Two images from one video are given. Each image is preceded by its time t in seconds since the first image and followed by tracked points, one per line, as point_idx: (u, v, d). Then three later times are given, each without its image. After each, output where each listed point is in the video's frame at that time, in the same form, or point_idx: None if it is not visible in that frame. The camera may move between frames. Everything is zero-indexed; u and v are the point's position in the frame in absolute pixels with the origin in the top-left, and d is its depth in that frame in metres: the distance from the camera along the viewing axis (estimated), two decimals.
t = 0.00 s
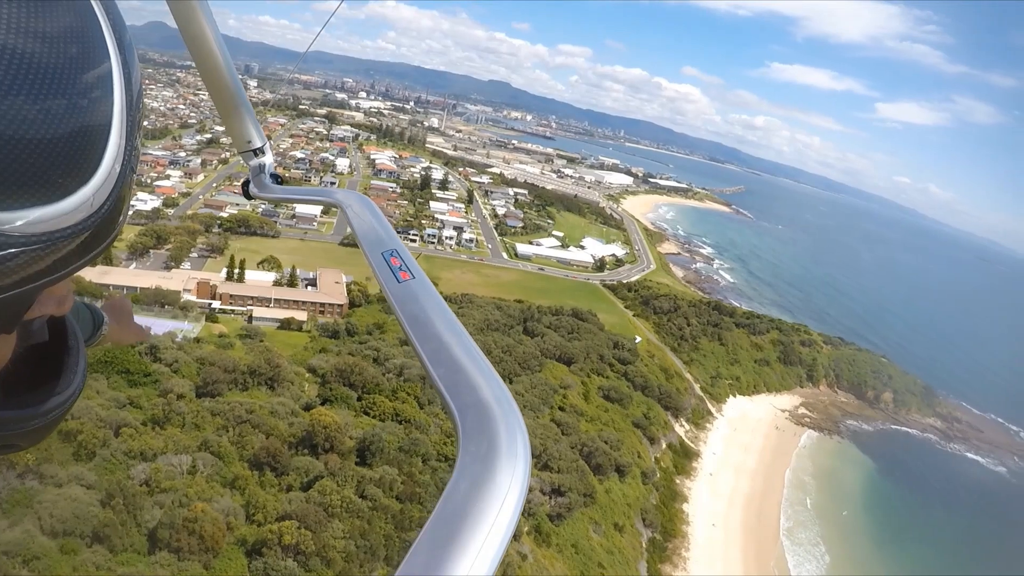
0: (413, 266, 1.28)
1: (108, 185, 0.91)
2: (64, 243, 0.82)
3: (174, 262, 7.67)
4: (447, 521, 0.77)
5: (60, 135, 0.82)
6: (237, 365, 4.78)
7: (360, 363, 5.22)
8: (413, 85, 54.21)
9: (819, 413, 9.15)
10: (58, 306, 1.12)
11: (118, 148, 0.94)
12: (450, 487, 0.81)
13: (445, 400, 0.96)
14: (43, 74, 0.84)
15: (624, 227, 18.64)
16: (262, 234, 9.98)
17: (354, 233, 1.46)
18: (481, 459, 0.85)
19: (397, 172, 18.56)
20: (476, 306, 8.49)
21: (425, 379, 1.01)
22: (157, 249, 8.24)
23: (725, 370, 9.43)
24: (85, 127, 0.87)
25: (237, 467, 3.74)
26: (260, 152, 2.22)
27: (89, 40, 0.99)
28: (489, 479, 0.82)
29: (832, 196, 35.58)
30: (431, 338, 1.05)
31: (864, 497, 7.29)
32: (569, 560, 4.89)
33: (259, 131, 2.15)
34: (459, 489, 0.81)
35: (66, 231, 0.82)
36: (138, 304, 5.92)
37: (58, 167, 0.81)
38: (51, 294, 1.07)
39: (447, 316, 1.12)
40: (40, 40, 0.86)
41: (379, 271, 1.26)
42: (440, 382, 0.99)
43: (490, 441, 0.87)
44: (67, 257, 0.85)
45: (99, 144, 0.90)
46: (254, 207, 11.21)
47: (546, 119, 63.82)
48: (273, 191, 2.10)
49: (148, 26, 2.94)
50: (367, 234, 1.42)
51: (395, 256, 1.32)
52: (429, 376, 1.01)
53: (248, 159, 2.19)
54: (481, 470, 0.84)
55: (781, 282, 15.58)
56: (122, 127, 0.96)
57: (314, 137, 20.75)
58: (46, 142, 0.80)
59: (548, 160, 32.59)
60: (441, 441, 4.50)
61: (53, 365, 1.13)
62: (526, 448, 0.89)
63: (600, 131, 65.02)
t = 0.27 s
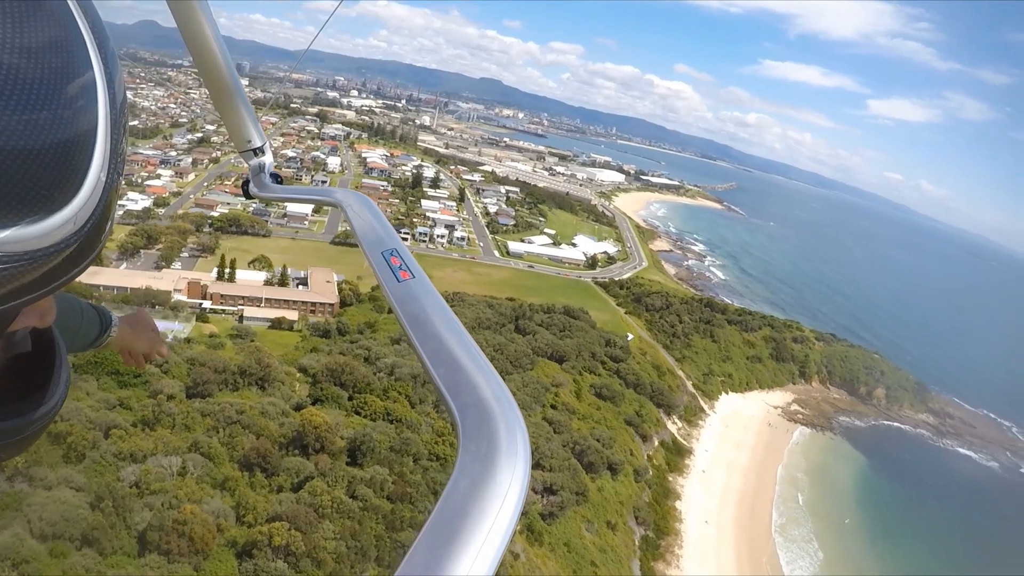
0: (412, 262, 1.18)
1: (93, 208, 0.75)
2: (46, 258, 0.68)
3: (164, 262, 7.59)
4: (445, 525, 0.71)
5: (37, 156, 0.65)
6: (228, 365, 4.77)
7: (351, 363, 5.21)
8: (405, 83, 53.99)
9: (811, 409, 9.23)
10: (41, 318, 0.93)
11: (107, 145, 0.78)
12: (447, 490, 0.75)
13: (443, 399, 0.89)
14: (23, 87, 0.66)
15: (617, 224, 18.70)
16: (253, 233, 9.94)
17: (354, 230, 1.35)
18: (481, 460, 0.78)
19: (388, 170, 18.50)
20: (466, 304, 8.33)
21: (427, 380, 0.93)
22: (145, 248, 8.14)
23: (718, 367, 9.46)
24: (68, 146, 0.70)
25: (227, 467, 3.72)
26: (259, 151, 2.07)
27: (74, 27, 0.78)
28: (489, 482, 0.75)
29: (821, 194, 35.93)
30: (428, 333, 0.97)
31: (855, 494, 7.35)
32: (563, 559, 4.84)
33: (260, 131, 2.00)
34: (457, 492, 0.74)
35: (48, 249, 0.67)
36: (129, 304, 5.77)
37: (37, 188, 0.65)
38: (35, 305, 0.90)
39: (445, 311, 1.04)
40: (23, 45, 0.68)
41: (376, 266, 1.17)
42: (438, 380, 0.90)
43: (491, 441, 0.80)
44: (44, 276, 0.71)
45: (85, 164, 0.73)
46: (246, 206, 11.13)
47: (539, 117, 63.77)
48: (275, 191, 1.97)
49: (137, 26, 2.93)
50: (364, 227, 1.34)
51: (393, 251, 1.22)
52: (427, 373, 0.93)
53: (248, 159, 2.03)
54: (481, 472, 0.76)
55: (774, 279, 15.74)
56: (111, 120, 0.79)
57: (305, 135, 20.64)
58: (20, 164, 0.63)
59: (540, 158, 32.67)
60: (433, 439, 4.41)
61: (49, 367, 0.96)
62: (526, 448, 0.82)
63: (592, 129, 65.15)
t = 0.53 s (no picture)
0: (412, 263, 1.14)
1: (106, 189, 0.65)
2: (60, 238, 0.60)
3: (154, 264, 7.48)
4: (444, 528, 0.67)
5: (49, 134, 0.58)
6: (217, 366, 4.58)
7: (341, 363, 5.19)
8: (396, 82, 53.76)
9: (803, 406, 9.21)
10: (50, 305, 0.81)
11: (118, 128, 0.70)
12: (445, 492, 0.70)
13: (441, 399, 0.85)
14: (30, 72, 0.60)
15: (608, 223, 18.75)
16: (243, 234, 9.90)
17: (355, 232, 1.32)
18: (481, 460, 0.74)
19: (379, 169, 18.42)
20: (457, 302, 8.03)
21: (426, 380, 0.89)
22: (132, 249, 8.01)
23: (709, 365, 9.45)
24: (80, 129, 0.62)
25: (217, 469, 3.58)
26: (260, 151, 1.91)
27: (85, 27, 0.74)
28: (488, 483, 0.70)
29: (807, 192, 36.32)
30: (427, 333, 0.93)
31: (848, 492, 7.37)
32: (554, 558, 4.77)
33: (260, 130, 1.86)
34: (456, 493, 0.70)
35: (64, 225, 0.59)
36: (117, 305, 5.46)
37: (48, 167, 0.57)
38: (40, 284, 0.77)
39: (445, 312, 1.00)
40: (28, 31, 0.62)
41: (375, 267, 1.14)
42: (437, 380, 0.87)
43: (491, 440, 0.76)
44: (54, 260, 0.61)
45: (98, 150, 0.65)
46: (236, 206, 11.04)
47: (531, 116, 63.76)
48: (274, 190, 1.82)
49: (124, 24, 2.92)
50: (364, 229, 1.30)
51: (393, 253, 1.18)
52: (426, 375, 0.89)
53: (248, 160, 1.88)
54: (480, 472, 0.72)
55: (764, 277, 15.80)
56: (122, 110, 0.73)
57: (296, 135, 20.49)
58: (28, 140, 0.56)
59: (532, 157, 32.71)
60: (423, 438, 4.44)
61: (61, 354, 0.84)
62: (527, 449, 0.77)
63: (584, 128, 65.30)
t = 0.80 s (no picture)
0: (412, 264, 1.13)
1: (125, 175, 0.69)
2: (83, 221, 0.63)
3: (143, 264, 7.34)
4: (444, 527, 0.66)
5: (73, 123, 0.61)
6: (207, 367, 4.50)
7: (332, 362, 5.18)
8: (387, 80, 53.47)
9: (795, 404, 9.36)
10: (65, 295, 0.81)
11: (136, 113, 0.73)
12: (446, 492, 0.70)
13: (442, 400, 0.84)
14: (57, 61, 0.63)
15: (600, 220, 18.78)
16: (234, 233, 9.85)
17: (355, 234, 1.31)
18: (482, 460, 0.73)
19: (370, 168, 18.34)
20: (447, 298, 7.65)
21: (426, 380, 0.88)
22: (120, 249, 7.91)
23: (701, 362, 9.47)
24: (102, 119, 0.66)
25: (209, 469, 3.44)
26: (261, 151, 1.85)
27: (107, 17, 0.77)
28: (488, 483, 0.70)
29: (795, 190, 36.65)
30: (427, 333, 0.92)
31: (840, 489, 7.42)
32: (547, 557, 4.72)
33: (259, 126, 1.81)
34: (457, 491, 0.69)
35: (85, 207, 0.62)
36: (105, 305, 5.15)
37: (71, 151, 0.61)
38: (56, 274, 0.77)
39: (445, 313, 0.99)
40: (55, 21, 0.65)
41: (376, 268, 1.13)
42: (438, 380, 0.86)
43: (491, 440, 0.75)
44: (77, 244, 0.66)
45: (120, 138, 0.68)
46: (225, 206, 10.94)
47: (523, 114, 63.82)
48: (273, 190, 1.77)
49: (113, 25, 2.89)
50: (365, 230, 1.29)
51: (394, 253, 1.18)
52: (426, 376, 0.88)
53: (247, 160, 1.83)
54: (481, 472, 0.71)
55: (755, 275, 15.90)
56: (144, 100, 0.76)
57: (287, 134, 20.33)
58: (54, 129, 0.59)
59: (523, 155, 32.71)
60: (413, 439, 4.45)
61: (75, 345, 0.83)
62: (527, 449, 0.77)
63: (576, 127, 65.41)
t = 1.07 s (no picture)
0: (412, 264, 1.13)
1: (126, 168, 0.66)
2: (80, 215, 0.59)
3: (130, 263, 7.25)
4: (443, 526, 0.66)
5: (73, 113, 0.59)
6: (197, 368, 4.45)
7: (323, 363, 5.17)
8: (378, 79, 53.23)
9: (788, 400, 9.40)
10: (65, 291, 0.77)
11: (136, 108, 0.70)
12: (445, 492, 0.69)
13: (441, 399, 0.83)
14: (55, 53, 0.61)
15: (592, 218, 18.80)
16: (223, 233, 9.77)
17: (356, 234, 1.30)
18: (482, 460, 0.72)
19: (360, 167, 18.22)
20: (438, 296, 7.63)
21: (425, 380, 0.88)
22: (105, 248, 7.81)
23: (693, 360, 9.49)
24: (103, 110, 0.63)
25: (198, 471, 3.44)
26: (261, 151, 1.86)
27: (107, 14, 0.75)
28: (487, 482, 0.69)
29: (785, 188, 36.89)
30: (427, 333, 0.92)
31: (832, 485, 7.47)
32: (540, 556, 4.69)
33: (261, 127, 1.80)
34: (456, 492, 0.69)
35: (82, 200, 0.59)
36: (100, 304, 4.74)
37: (66, 141, 0.57)
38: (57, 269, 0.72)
39: (445, 312, 0.99)
40: (52, 13, 0.64)
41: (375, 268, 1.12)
42: (437, 380, 0.85)
43: (490, 439, 0.74)
44: (76, 239, 0.62)
45: (121, 132, 0.66)
46: (215, 205, 10.85)
47: (515, 112, 63.78)
48: (275, 190, 1.77)
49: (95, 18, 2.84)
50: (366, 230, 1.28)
51: (393, 253, 1.17)
52: (426, 376, 0.88)
53: (248, 160, 1.84)
54: (480, 471, 0.71)
55: (747, 271, 15.95)
56: (143, 94, 0.73)
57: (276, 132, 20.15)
58: (52, 118, 0.57)
59: (515, 153, 32.68)
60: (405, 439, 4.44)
61: (74, 343, 0.79)
62: (527, 449, 0.77)
63: (568, 125, 65.46)
